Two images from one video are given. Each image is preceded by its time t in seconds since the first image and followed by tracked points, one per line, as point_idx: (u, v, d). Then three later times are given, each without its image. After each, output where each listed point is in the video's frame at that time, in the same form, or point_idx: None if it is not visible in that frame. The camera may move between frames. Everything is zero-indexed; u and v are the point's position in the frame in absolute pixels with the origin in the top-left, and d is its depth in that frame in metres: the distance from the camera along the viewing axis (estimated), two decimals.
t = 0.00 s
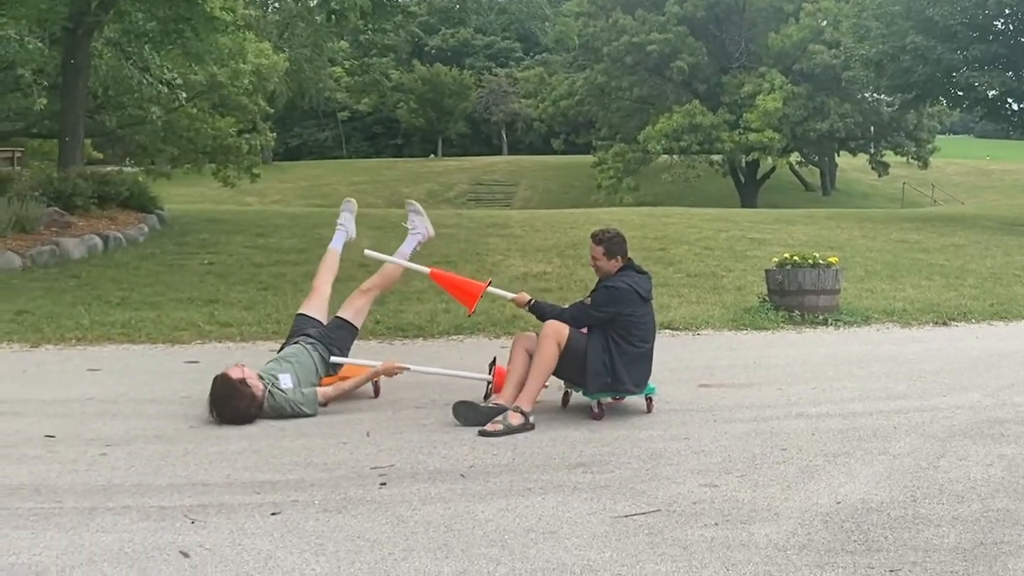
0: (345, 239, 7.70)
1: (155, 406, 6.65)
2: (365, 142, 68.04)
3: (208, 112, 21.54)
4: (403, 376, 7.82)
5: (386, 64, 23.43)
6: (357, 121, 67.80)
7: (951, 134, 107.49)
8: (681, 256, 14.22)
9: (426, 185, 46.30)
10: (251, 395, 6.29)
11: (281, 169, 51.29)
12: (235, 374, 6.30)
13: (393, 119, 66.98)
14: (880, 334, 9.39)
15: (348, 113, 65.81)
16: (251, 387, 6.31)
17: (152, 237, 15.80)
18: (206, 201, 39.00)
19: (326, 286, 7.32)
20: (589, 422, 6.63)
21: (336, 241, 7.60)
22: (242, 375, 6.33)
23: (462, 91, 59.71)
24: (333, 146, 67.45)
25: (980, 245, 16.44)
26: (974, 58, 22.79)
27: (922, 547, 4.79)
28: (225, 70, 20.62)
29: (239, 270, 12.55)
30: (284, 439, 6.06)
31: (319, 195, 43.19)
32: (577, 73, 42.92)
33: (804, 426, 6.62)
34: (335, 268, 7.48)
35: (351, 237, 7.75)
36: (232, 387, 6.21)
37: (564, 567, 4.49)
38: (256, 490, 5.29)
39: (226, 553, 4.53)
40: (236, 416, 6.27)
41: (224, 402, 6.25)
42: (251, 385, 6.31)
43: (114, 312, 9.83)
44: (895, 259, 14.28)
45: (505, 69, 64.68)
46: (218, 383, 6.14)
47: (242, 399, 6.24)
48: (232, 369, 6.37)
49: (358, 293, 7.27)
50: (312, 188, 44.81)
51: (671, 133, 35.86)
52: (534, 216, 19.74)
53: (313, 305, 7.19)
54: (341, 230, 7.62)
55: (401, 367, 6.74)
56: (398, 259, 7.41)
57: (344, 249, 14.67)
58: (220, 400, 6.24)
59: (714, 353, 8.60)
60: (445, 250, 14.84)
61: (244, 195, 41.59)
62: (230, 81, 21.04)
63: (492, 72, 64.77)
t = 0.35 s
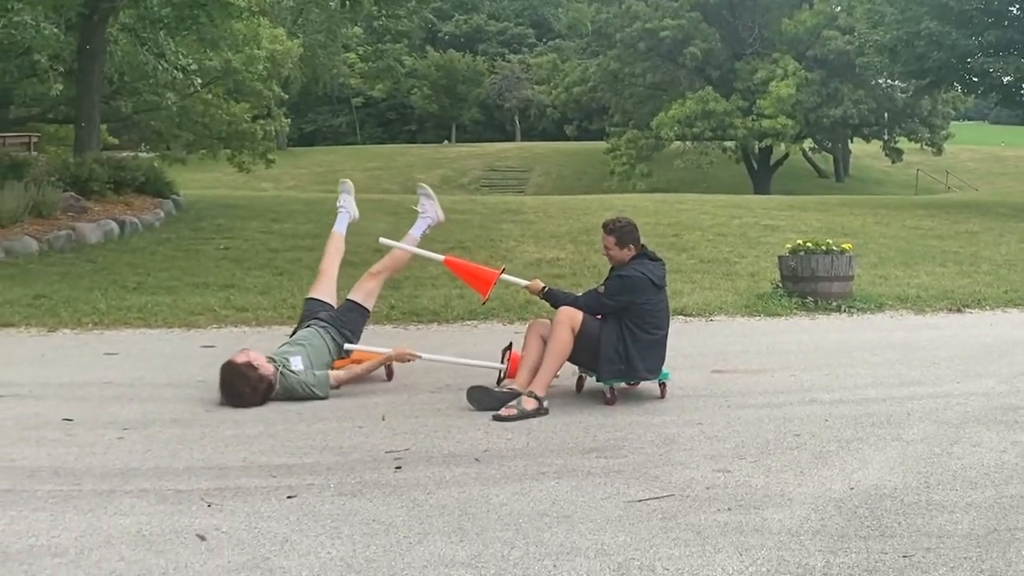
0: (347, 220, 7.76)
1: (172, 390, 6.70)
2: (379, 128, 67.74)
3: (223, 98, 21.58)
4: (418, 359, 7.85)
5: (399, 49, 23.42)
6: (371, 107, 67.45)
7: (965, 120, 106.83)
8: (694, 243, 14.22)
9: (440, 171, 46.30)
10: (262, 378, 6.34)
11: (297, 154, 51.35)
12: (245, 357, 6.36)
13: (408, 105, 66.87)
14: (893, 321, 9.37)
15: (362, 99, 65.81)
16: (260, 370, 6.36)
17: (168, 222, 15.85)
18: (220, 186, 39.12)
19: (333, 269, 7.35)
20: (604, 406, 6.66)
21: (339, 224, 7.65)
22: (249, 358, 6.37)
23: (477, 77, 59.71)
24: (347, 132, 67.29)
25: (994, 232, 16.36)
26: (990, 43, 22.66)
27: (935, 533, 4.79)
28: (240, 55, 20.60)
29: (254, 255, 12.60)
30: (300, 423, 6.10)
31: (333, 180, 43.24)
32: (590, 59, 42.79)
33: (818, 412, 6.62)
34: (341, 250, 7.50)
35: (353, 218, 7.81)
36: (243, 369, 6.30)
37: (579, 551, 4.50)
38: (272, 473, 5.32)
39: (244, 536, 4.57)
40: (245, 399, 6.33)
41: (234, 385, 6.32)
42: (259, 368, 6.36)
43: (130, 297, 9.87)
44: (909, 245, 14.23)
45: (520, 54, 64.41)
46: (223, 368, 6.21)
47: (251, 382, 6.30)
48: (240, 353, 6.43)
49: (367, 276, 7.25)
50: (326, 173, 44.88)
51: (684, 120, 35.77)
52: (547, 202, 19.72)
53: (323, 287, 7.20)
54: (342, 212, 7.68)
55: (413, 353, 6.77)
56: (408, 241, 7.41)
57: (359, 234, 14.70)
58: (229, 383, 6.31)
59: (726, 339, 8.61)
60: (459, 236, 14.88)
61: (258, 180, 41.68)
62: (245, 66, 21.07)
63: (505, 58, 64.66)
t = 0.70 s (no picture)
0: (350, 202, 7.76)
1: (186, 374, 6.73)
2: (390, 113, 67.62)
3: (236, 83, 21.56)
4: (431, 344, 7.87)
5: (412, 34, 23.35)
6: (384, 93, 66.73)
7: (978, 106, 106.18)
8: (706, 228, 14.20)
9: (452, 156, 46.26)
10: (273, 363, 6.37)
11: (309, 139, 51.33)
12: (257, 343, 6.39)
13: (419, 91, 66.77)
14: (906, 307, 9.37)
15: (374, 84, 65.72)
16: (272, 356, 6.39)
17: (181, 207, 15.87)
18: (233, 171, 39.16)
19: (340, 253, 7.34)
20: (616, 391, 6.67)
21: (343, 207, 7.64)
22: (261, 344, 6.40)
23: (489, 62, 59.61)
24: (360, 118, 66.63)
25: (1007, 218, 16.30)
26: (1004, 29, 22.52)
27: (947, 519, 4.80)
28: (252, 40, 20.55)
29: (267, 240, 12.62)
30: (315, 407, 6.12)
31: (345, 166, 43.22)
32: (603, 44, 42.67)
33: (830, 399, 6.62)
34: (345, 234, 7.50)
35: (357, 201, 7.82)
36: (256, 355, 6.34)
37: (592, 536, 4.52)
38: (287, 457, 5.34)
39: (259, 520, 4.59)
40: (257, 383, 6.37)
41: (246, 369, 6.36)
42: (271, 353, 6.39)
43: (145, 281, 9.90)
44: (921, 232, 14.19)
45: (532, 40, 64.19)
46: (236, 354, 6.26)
47: (263, 368, 6.33)
48: (251, 338, 6.46)
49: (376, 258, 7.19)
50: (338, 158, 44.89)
51: (697, 105, 35.64)
52: (559, 187, 19.69)
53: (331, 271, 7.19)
54: (346, 195, 7.69)
55: (426, 342, 6.86)
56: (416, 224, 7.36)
57: (372, 220, 14.71)
58: (242, 368, 6.35)
59: (739, 325, 8.61)
60: (471, 222, 14.88)
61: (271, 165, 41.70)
62: (258, 51, 21.05)
63: (517, 43, 64.49)
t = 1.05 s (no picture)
0: (354, 187, 7.78)
1: (202, 359, 6.76)
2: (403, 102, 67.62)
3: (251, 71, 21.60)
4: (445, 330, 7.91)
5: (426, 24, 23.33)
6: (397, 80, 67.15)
7: (993, 97, 105.58)
8: (719, 218, 14.19)
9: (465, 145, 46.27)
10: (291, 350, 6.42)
11: (322, 127, 51.41)
12: (273, 331, 6.43)
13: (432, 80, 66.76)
14: (919, 297, 9.35)
15: (388, 73, 65.74)
16: (289, 343, 6.43)
17: (197, 195, 15.93)
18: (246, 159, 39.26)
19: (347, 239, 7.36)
20: (628, 379, 6.69)
21: (347, 192, 7.64)
22: (278, 332, 6.44)
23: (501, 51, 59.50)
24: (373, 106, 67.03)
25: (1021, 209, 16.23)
26: (1019, 19, 22.39)
27: (960, 508, 4.80)
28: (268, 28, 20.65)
29: (281, 228, 12.65)
30: (330, 393, 6.15)
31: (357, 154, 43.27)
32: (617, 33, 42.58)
33: (843, 387, 6.62)
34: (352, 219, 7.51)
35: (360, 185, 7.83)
36: (273, 342, 6.38)
37: (605, 522, 4.53)
38: (302, 443, 5.37)
39: (274, 504, 4.62)
40: (274, 371, 6.40)
41: (264, 356, 6.40)
42: (288, 341, 6.42)
43: (160, 268, 9.94)
44: (934, 222, 14.15)
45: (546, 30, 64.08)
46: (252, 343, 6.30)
47: (280, 354, 6.38)
48: (268, 326, 6.51)
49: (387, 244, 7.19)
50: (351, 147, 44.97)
51: (710, 95, 35.56)
52: (572, 177, 19.68)
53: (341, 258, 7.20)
54: (349, 179, 7.70)
55: (440, 332, 6.92)
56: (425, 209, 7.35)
57: (385, 208, 14.73)
58: (259, 356, 6.39)
59: (752, 314, 8.61)
60: (485, 210, 14.91)
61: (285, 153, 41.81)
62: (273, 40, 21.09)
63: (530, 33, 64.38)
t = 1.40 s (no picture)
0: (358, 174, 7.76)
1: (213, 348, 6.77)
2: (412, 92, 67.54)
3: (260, 62, 21.61)
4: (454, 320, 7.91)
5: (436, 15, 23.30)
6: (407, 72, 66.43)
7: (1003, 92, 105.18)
8: (729, 209, 14.17)
9: (474, 136, 46.23)
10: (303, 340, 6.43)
11: (331, 117, 51.40)
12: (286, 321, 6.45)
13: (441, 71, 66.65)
14: (929, 289, 9.34)
15: (398, 63, 65.67)
16: (302, 333, 6.44)
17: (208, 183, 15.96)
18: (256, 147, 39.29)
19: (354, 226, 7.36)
20: (637, 370, 6.70)
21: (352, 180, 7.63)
22: (291, 323, 6.45)
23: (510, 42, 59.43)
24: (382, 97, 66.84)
25: None
26: None
27: (971, 500, 4.79)
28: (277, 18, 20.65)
29: (292, 217, 12.65)
30: (341, 381, 6.16)
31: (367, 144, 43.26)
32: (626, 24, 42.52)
33: (853, 379, 6.62)
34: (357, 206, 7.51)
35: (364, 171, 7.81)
36: (286, 333, 6.40)
37: (615, 512, 4.53)
38: (314, 431, 5.38)
39: (286, 491, 4.64)
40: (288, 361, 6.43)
41: (277, 346, 6.42)
42: (301, 332, 6.44)
43: (172, 257, 9.95)
44: (944, 214, 14.10)
45: (555, 21, 63.99)
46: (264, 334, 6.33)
47: (293, 344, 6.40)
48: (281, 317, 6.51)
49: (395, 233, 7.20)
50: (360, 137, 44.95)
51: (719, 86, 35.46)
52: (580, 168, 19.66)
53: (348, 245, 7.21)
54: (354, 167, 7.68)
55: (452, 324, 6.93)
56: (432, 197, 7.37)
57: (395, 198, 14.72)
58: (273, 346, 6.41)
59: (762, 305, 8.61)
60: (494, 201, 14.88)
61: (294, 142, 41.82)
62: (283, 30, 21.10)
63: (540, 24, 64.26)
